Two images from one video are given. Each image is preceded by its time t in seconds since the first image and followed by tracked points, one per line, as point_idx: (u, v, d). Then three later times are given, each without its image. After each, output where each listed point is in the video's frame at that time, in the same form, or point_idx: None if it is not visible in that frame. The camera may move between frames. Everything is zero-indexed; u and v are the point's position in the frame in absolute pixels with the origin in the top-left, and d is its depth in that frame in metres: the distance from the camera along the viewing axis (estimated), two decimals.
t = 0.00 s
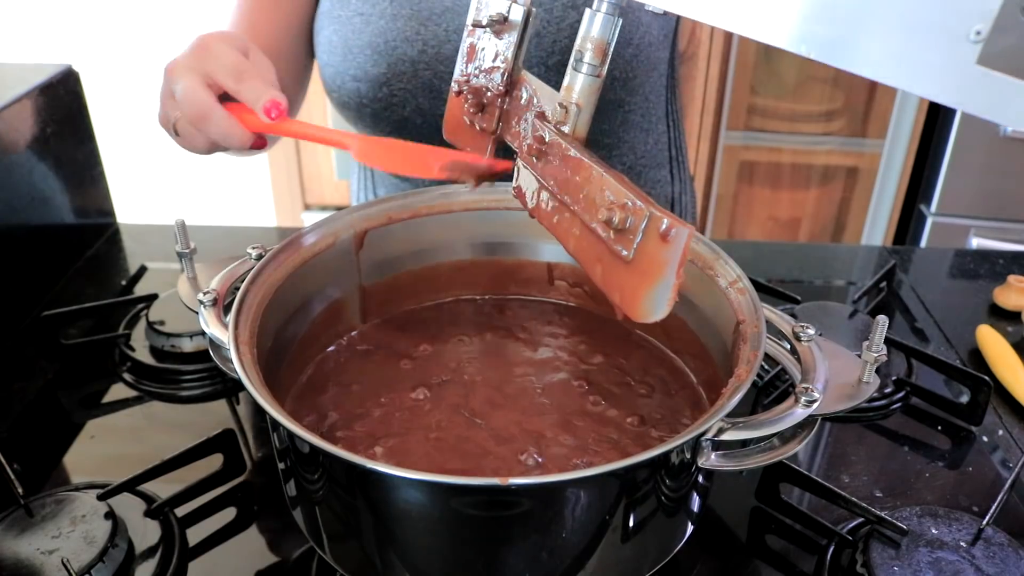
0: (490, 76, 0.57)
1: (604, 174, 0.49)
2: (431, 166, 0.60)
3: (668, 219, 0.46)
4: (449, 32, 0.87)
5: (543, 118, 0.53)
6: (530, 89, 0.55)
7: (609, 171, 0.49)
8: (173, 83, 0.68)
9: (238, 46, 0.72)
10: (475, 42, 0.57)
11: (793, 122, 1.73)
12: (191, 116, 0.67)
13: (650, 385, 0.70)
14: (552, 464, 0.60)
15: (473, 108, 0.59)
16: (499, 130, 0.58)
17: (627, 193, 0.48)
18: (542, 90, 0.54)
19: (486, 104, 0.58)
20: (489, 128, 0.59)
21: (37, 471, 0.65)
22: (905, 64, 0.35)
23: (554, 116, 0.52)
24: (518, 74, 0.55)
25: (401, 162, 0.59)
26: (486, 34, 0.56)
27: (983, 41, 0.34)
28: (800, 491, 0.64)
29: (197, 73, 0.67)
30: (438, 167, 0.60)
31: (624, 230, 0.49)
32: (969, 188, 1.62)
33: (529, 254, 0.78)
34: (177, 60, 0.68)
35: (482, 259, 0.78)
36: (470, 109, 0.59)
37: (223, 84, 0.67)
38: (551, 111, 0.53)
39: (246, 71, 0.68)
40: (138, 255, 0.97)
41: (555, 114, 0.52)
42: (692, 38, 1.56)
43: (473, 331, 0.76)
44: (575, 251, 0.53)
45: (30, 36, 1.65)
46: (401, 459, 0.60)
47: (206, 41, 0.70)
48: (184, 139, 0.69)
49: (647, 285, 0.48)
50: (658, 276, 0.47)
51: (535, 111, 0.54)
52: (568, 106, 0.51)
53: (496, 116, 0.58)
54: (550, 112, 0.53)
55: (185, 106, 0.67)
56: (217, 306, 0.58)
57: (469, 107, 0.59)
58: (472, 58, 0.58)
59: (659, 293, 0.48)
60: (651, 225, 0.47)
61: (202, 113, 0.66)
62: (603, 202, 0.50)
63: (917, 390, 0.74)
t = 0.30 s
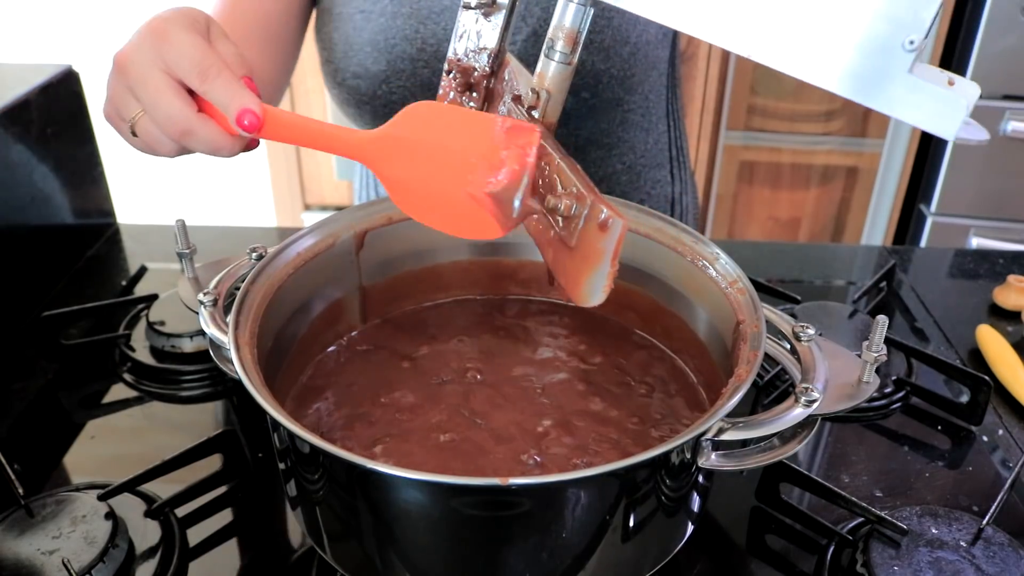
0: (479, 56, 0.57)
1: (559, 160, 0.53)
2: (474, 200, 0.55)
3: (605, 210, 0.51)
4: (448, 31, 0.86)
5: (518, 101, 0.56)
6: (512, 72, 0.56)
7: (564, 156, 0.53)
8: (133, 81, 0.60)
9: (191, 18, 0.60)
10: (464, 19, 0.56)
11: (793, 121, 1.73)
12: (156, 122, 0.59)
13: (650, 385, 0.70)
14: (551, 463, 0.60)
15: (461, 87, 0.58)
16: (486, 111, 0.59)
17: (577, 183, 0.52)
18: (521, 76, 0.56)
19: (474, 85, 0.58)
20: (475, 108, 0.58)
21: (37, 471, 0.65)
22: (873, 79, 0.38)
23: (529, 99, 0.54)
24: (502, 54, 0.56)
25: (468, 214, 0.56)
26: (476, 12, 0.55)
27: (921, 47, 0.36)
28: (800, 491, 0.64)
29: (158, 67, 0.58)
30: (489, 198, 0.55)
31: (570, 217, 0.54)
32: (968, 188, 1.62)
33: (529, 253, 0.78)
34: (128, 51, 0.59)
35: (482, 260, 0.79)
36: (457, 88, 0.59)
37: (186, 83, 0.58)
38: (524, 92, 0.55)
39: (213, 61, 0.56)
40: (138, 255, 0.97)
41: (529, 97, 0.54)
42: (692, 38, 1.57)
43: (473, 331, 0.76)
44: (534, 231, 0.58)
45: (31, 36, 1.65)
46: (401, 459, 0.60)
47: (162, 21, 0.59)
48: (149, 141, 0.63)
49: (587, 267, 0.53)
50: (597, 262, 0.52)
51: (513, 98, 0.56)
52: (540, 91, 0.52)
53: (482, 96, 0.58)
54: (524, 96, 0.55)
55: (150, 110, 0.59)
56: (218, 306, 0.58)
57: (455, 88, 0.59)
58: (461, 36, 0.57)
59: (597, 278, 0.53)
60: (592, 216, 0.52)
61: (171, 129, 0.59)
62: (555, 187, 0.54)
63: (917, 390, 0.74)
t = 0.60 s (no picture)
0: (467, 41, 0.56)
1: (575, 150, 0.52)
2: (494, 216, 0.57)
3: (634, 202, 0.50)
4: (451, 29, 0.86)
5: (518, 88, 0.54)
6: (506, 55, 0.55)
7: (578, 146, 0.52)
8: (117, 125, 0.59)
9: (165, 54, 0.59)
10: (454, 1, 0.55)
11: (793, 121, 1.73)
12: (151, 161, 0.59)
13: (650, 385, 0.70)
14: (551, 464, 0.60)
15: (450, 72, 0.57)
16: (477, 96, 0.57)
17: (597, 172, 0.51)
18: (516, 58, 0.54)
19: (464, 69, 0.57)
20: (466, 93, 0.57)
21: (38, 472, 0.66)
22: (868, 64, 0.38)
23: (528, 87, 0.54)
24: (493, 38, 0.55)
25: (487, 230, 0.58)
26: None
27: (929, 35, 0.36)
28: (800, 491, 0.64)
29: (142, 108, 0.58)
30: (507, 213, 0.57)
31: (591, 207, 0.52)
32: (969, 188, 1.62)
33: (529, 253, 0.79)
34: (105, 95, 0.58)
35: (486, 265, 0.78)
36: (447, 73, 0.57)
37: (174, 118, 0.57)
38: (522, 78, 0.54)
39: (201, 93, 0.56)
40: (139, 255, 0.98)
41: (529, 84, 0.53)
42: (692, 38, 1.57)
43: (473, 331, 0.76)
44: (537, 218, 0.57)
45: (32, 36, 1.65)
46: (401, 459, 0.60)
47: (137, 61, 0.58)
48: (142, 178, 0.62)
49: (614, 261, 0.53)
50: (625, 253, 0.52)
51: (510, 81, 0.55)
52: (543, 78, 0.52)
53: (473, 82, 0.57)
54: (523, 81, 0.54)
55: (141, 149, 0.58)
56: (218, 307, 0.58)
57: (444, 71, 0.58)
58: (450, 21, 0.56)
59: (625, 269, 0.52)
60: (619, 206, 0.51)
61: (170, 165, 0.58)
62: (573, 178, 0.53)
63: (917, 390, 0.74)
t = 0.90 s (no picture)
0: (484, 54, 0.56)
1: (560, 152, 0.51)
2: (505, 293, 0.59)
3: (609, 202, 0.49)
4: (452, 30, 0.87)
5: (524, 98, 0.54)
6: (516, 69, 0.55)
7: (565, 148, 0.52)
8: (93, 151, 0.56)
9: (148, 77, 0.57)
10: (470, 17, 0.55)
11: (793, 122, 1.73)
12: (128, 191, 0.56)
13: (651, 385, 0.70)
14: (551, 464, 0.60)
15: (466, 85, 0.58)
16: (492, 109, 0.58)
17: (581, 176, 0.51)
18: (526, 69, 0.55)
19: (479, 83, 0.57)
20: (481, 106, 0.58)
21: (38, 473, 0.66)
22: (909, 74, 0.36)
23: (532, 96, 0.54)
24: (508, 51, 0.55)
25: (495, 301, 0.60)
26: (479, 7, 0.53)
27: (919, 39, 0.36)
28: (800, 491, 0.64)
29: (122, 135, 0.55)
30: (517, 288, 0.59)
31: (572, 208, 0.52)
32: (969, 188, 1.62)
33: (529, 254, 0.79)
34: (83, 120, 0.55)
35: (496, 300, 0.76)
36: (463, 85, 0.58)
37: (155, 148, 0.55)
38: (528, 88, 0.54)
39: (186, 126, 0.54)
40: (139, 255, 0.98)
41: (534, 95, 0.53)
42: (692, 38, 1.57)
43: (474, 332, 0.76)
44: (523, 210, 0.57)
45: (32, 37, 1.65)
46: (401, 460, 0.60)
47: (118, 86, 0.55)
48: (120, 207, 0.59)
49: (592, 262, 0.52)
50: (600, 253, 0.51)
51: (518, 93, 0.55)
52: (545, 87, 0.53)
53: (488, 93, 0.57)
54: (529, 92, 0.54)
55: (120, 179, 0.56)
56: (218, 308, 0.58)
57: (460, 86, 0.58)
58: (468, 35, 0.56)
59: (601, 270, 0.52)
60: (596, 205, 0.50)
61: (149, 199, 0.56)
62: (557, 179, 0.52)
63: (917, 390, 0.74)
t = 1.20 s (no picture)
0: (477, 58, 0.57)
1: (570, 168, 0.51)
2: (500, 251, 0.57)
3: (621, 219, 0.48)
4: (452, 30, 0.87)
5: (522, 104, 0.55)
6: (512, 74, 0.56)
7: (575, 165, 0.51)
8: (93, 160, 0.56)
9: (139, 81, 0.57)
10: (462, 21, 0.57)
11: (793, 122, 1.73)
12: (129, 194, 0.57)
13: (651, 386, 0.70)
14: (551, 464, 0.60)
15: (460, 88, 0.59)
16: (487, 112, 0.59)
17: (587, 190, 0.50)
18: (521, 75, 0.56)
19: (474, 86, 0.59)
20: (476, 109, 0.59)
21: (38, 473, 0.66)
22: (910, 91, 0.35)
23: (531, 104, 0.54)
24: (502, 55, 0.57)
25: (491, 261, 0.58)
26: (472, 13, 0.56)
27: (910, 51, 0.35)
28: (800, 491, 0.64)
29: (119, 140, 0.56)
30: (512, 248, 0.57)
31: (583, 224, 0.51)
32: (969, 188, 1.62)
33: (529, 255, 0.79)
34: (80, 131, 0.55)
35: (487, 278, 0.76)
36: (457, 88, 0.59)
37: (152, 150, 0.55)
38: (526, 93, 0.55)
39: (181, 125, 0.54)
40: (139, 256, 0.98)
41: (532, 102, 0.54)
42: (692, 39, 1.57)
43: (474, 332, 0.76)
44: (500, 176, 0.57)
45: (33, 38, 1.66)
46: (401, 461, 0.60)
47: (109, 93, 0.55)
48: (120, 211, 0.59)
49: (604, 277, 0.50)
50: (613, 270, 0.49)
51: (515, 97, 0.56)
52: (543, 95, 0.53)
53: (483, 97, 0.58)
54: (526, 98, 0.55)
55: (122, 184, 0.56)
56: (218, 308, 0.58)
57: (455, 89, 0.59)
58: (461, 39, 0.58)
59: (614, 287, 0.50)
60: (608, 222, 0.49)
61: (152, 199, 0.56)
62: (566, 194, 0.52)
63: (918, 390, 0.74)
